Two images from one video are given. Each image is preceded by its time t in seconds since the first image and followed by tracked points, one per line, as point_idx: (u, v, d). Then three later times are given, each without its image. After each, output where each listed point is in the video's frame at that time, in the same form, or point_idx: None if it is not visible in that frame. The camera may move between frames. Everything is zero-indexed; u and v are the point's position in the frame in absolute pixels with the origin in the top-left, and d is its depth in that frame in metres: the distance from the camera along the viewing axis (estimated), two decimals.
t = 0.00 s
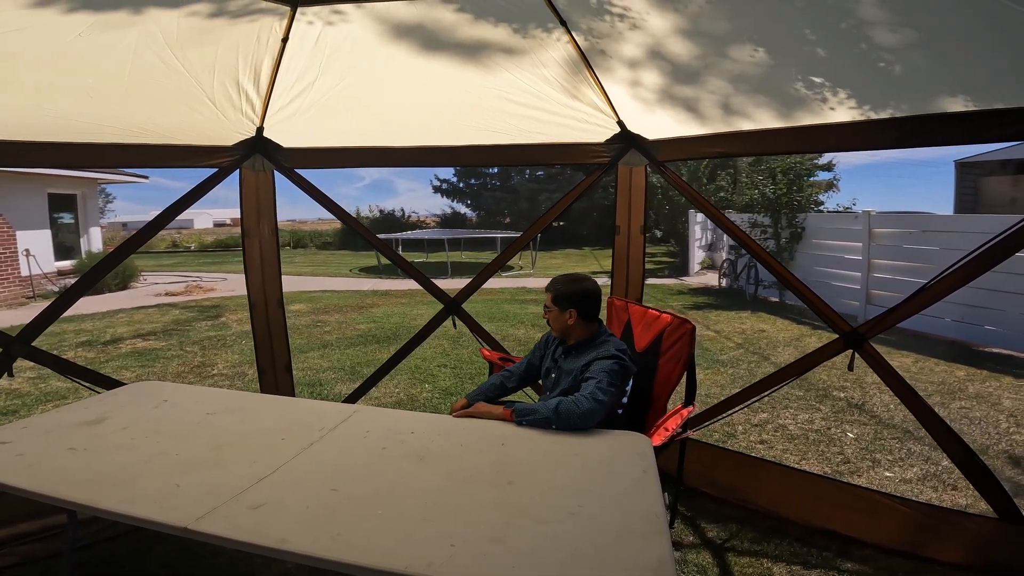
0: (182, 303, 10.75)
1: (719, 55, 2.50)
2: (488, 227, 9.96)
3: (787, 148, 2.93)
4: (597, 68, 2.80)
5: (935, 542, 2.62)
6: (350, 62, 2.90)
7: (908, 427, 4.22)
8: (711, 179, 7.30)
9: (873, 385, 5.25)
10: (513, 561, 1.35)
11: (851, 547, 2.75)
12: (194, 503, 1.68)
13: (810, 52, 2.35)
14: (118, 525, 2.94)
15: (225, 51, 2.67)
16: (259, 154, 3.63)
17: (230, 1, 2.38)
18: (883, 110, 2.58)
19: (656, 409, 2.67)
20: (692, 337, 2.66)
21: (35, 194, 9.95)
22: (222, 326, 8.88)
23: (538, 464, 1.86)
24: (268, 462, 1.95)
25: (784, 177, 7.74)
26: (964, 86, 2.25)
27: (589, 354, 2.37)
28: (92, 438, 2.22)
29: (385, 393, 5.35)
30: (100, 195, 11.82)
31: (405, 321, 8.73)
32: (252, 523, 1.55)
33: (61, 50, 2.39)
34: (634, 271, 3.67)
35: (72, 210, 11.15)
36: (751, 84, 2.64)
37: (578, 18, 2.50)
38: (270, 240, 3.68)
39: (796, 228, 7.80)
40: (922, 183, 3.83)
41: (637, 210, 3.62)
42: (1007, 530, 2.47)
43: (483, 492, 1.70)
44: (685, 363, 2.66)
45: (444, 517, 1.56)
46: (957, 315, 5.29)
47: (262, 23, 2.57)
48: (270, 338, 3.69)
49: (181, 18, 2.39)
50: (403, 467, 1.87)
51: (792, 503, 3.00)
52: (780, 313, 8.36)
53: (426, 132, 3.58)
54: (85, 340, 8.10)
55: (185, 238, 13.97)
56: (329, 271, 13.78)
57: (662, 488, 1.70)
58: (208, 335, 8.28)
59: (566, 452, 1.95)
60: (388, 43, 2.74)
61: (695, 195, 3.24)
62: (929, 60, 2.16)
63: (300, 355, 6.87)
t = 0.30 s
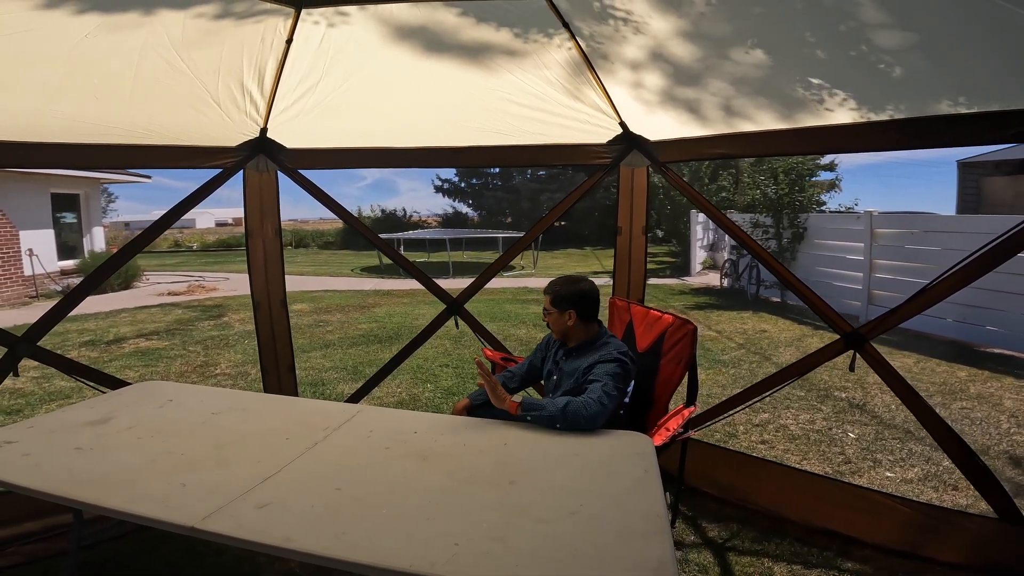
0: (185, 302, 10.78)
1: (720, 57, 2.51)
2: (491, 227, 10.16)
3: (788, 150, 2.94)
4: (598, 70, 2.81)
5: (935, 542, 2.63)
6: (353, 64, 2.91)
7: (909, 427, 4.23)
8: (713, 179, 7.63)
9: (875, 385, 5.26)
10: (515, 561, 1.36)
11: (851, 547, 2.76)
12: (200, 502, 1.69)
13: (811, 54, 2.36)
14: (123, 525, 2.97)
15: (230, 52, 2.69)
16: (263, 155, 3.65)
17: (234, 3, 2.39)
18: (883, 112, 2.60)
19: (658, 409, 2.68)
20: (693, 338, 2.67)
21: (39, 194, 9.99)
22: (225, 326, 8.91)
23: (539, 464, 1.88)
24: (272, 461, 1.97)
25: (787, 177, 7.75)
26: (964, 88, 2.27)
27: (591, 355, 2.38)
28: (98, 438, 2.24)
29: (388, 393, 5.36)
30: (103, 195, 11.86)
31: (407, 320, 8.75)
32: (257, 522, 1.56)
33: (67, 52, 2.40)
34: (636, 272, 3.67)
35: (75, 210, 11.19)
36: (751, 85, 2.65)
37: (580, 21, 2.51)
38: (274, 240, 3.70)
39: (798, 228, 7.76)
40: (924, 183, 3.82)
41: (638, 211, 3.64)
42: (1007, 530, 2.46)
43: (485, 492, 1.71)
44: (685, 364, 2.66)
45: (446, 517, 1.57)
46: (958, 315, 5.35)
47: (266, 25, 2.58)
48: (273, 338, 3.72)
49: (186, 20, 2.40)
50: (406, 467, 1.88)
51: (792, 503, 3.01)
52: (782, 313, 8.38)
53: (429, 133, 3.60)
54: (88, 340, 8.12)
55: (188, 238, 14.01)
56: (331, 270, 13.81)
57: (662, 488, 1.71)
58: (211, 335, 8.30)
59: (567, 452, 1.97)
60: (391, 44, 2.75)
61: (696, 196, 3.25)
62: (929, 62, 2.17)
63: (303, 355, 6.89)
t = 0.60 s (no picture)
0: (187, 302, 10.79)
1: (722, 57, 2.51)
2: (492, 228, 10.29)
3: (790, 149, 2.93)
4: (600, 69, 2.81)
5: (936, 542, 2.63)
6: (354, 63, 2.91)
7: (911, 427, 4.23)
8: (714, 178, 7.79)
9: (876, 385, 5.25)
10: (516, 560, 1.36)
11: (852, 547, 2.76)
12: (201, 502, 1.69)
13: (813, 54, 2.36)
14: (124, 524, 2.97)
15: (231, 52, 2.69)
16: (264, 154, 3.64)
17: (234, 2, 2.39)
18: (884, 112, 2.60)
19: (659, 408, 2.68)
20: (695, 338, 2.67)
21: (40, 193, 10.00)
22: (226, 326, 8.91)
23: (540, 463, 1.87)
24: (273, 461, 1.97)
25: (787, 177, 7.78)
26: (965, 88, 2.26)
27: (588, 353, 2.38)
28: (99, 437, 2.24)
29: (389, 393, 5.36)
30: (104, 194, 11.88)
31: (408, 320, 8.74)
32: (258, 521, 1.56)
33: (69, 52, 2.40)
34: (637, 271, 3.67)
35: (77, 209, 11.20)
36: (753, 85, 2.65)
37: (581, 20, 2.50)
38: (275, 239, 3.71)
39: (799, 228, 7.71)
40: (925, 183, 3.82)
41: (639, 210, 3.63)
42: (1008, 530, 2.46)
43: (487, 491, 1.71)
44: (687, 363, 2.66)
45: (448, 516, 1.57)
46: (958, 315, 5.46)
47: (268, 24, 2.58)
48: (274, 337, 3.72)
49: (187, 20, 2.40)
50: (407, 466, 1.88)
51: (793, 503, 3.01)
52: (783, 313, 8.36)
53: (430, 133, 3.60)
54: (89, 340, 8.12)
55: (189, 238, 14.03)
56: (333, 270, 13.81)
57: (663, 488, 1.71)
58: (212, 334, 8.30)
59: (568, 452, 1.97)
60: (393, 43, 2.75)
61: (696, 195, 3.25)
62: (932, 62, 2.17)
63: (304, 354, 6.89)
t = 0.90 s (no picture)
0: (188, 302, 10.79)
1: (724, 57, 2.51)
2: (493, 228, 10.30)
3: (793, 150, 2.93)
4: (602, 70, 2.82)
5: (937, 542, 2.62)
6: (356, 64, 2.91)
7: (913, 428, 4.23)
8: (716, 178, 7.89)
9: (878, 385, 5.25)
10: (519, 560, 1.37)
11: (854, 547, 2.76)
12: (204, 501, 1.70)
13: (815, 56, 2.36)
14: (127, 524, 2.97)
15: (234, 52, 2.70)
16: (266, 155, 3.65)
17: (236, 2, 2.39)
18: (885, 114, 2.60)
19: (660, 408, 2.68)
20: (697, 339, 2.67)
21: (42, 193, 10.02)
22: (227, 326, 8.92)
23: (542, 464, 1.88)
24: (276, 461, 1.97)
25: (789, 177, 7.60)
26: (969, 89, 2.26)
27: (587, 353, 2.39)
28: (102, 437, 2.25)
29: (390, 393, 5.36)
30: (105, 194, 11.89)
31: (409, 320, 8.75)
32: (261, 521, 1.57)
33: (72, 51, 2.41)
34: (639, 272, 3.68)
35: (78, 209, 11.21)
36: (756, 86, 2.65)
37: (583, 20, 2.51)
38: (277, 239, 3.72)
39: (800, 228, 7.74)
40: (926, 183, 3.88)
41: (640, 210, 3.63)
42: (1010, 530, 2.46)
43: (489, 491, 1.71)
44: (690, 363, 2.67)
45: (451, 516, 1.58)
46: (961, 316, 5.47)
47: (270, 24, 2.58)
48: (276, 337, 3.72)
49: (190, 20, 2.41)
50: (409, 467, 1.89)
51: (795, 504, 3.01)
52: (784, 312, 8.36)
53: (433, 133, 3.60)
54: (91, 339, 8.13)
55: (190, 238, 14.06)
56: (334, 270, 13.83)
57: (665, 488, 1.71)
58: (213, 334, 8.31)
59: (570, 452, 1.97)
60: (395, 43, 2.75)
61: (698, 195, 3.25)
62: (934, 63, 2.17)
63: (305, 354, 6.89)
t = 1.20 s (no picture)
0: (189, 302, 10.80)
1: (725, 58, 2.51)
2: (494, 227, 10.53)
3: (794, 151, 2.93)
4: (603, 70, 2.82)
5: (937, 543, 2.62)
6: (357, 64, 2.92)
7: (914, 428, 4.23)
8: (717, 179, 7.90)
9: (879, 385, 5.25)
10: (522, 559, 1.37)
11: (856, 548, 2.75)
12: (207, 501, 1.70)
13: (816, 57, 2.36)
14: (128, 524, 2.97)
15: (236, 52, 2.70)
16: (268, 155, 3.65)
17: (238, 3, 2.40)
18: (887, 115, 2.61)
19: (661, 408, 2.68)
20: (699, 340, 2.65)
21: (44, 193, 10.04)
22: (228, 326, 8.92)
23: (545, 463, 1.88)
24: (279, 460, 1.98)
25: (790, 178, 7.55)
26: (970, 90, 2.26)
27: (585, 353, 2.40)
28: (105, 437, 2.25)
29: (391, 393, 5.37)
30: (107, 194, 11.91)
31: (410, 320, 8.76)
32: (264, 521, 1.57)
33: (76, 52, 2.41)
34: (640, 272, 3.67)
35: (80, 209, 11.22)
36: (757, 87, 2.65)
37: (585, 20, 2.51)
38: (278, 238, 3.73)
39: (802, 229, 7.78)
40: (926, 184, 3.88)
41: (642, 210, 3.63)
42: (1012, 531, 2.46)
43: (492, 491, 1.71)
44: (691, 364, 2.66)
45: (453, 516, 1.58)
46: (964, 316, 5.48)
47: (272, 24, 2.59)
48: (277, 337, 3.72)
49: (192, 20, 2.42)
50: (411, 467, 1.89)
51: (796, 504, 3.01)
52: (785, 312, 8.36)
53: (434, 134, 3.60)
54: (93, 339, 8.14)
55: (192, 238, 14.10)
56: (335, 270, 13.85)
57: (667, 488, 1.71)
58: (215, 334, 8.33)
59: (572, 451, 1.97)
60: (397, 44, 2.75)
61: (699, 195, 3.25)
62: (936, 64, 2.17)
63: (307, 354, 6.91)
